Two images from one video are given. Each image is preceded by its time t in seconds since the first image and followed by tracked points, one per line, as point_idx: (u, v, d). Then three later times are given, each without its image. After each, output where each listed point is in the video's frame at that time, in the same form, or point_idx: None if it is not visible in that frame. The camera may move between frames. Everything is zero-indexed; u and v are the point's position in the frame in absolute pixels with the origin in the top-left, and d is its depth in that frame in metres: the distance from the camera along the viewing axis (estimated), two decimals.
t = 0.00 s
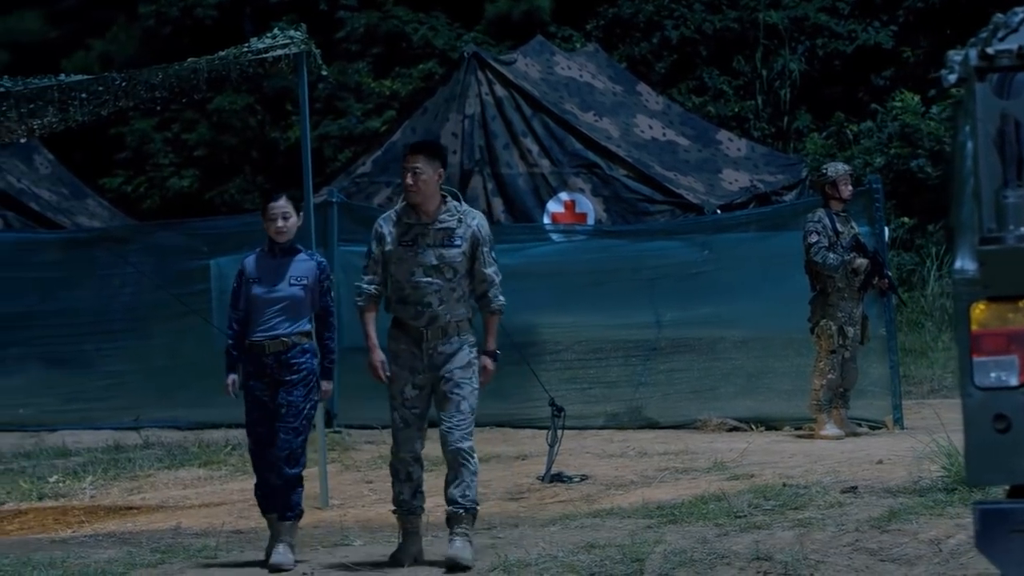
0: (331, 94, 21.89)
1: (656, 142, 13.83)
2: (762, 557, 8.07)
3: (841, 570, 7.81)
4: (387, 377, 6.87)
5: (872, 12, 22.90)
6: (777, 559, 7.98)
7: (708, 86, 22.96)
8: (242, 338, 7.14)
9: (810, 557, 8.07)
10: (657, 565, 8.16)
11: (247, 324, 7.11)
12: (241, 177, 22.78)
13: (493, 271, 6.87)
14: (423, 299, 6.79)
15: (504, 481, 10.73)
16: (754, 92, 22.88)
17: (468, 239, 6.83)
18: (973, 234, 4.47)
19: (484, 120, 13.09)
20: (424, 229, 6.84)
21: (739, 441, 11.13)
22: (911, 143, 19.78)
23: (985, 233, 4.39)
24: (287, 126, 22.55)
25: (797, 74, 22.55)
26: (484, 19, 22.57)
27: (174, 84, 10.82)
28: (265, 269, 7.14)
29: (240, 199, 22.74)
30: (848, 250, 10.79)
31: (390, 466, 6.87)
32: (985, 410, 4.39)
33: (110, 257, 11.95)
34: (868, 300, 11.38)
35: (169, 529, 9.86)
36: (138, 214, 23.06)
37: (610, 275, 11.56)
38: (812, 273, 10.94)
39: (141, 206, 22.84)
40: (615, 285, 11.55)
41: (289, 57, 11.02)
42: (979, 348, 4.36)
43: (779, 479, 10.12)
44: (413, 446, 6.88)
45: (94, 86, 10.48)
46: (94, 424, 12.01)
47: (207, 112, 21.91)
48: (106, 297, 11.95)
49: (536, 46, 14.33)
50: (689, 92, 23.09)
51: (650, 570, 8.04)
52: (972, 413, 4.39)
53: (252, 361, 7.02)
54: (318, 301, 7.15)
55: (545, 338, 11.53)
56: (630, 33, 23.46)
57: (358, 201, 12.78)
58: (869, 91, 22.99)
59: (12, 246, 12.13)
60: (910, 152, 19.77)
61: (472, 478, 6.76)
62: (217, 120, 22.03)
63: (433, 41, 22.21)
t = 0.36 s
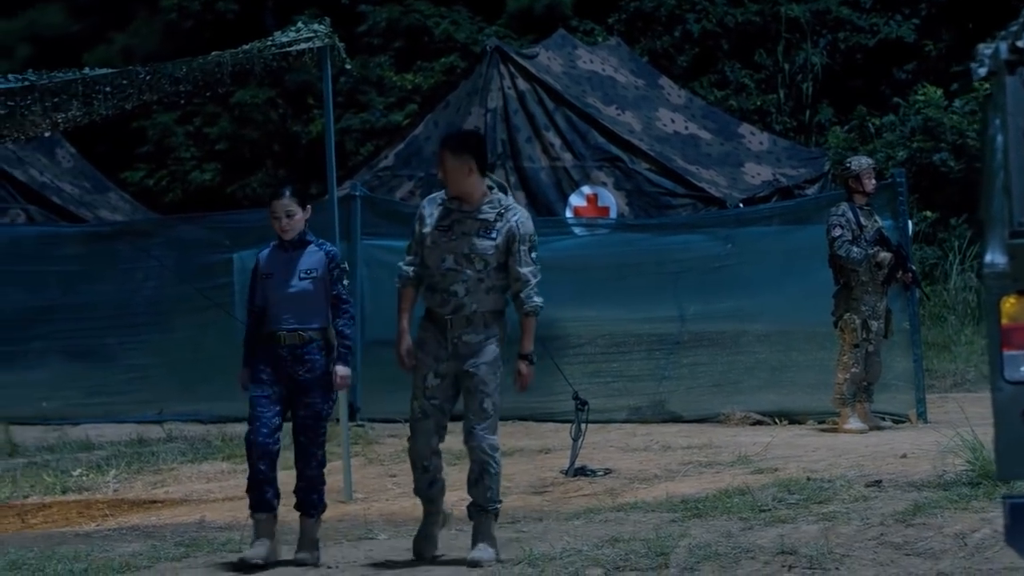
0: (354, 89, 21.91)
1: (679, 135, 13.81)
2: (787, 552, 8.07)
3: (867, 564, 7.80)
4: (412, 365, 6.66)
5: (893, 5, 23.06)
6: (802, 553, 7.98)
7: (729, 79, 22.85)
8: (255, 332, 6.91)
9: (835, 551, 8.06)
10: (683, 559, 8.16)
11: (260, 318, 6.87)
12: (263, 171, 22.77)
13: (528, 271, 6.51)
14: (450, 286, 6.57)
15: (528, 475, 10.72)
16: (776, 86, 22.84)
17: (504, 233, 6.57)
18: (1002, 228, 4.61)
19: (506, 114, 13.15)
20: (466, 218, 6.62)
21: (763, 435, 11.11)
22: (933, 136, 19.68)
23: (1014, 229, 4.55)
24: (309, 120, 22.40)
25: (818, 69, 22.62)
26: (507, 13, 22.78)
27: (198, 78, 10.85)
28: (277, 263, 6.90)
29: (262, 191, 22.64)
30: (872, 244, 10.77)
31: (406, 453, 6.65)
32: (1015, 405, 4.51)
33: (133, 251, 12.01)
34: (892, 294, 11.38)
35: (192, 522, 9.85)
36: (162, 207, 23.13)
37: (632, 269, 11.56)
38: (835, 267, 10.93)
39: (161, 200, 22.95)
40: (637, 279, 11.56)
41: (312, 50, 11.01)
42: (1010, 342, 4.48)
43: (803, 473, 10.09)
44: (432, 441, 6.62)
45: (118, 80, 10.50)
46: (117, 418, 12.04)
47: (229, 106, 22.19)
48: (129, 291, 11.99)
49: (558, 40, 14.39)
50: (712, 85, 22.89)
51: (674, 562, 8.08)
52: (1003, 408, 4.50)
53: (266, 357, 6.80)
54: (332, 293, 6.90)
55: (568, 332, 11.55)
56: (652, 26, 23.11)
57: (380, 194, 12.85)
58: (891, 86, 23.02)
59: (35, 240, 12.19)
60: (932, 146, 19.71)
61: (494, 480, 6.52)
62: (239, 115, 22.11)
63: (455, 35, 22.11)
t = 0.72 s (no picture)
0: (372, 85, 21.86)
1: (697, 132, 13.85)
2: (808, 549, 8.06)
3: (888, 561, 7.78)
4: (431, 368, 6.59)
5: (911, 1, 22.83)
6: (823, 550, 7.97)
7: (747, 77, 22.89)
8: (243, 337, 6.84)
9: (855, 548, 8.04)
10: (703, 556, 8.14)
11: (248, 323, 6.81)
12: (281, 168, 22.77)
13: (531, 264, 6.29)
14: (464, 287, 6.47)
15: (548, 472, 10.72)
16: (793, 83, 22.82)
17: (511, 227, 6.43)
18: None
19: (525, 111, 13.10)
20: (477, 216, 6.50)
21: (782, 432, 11.10)
22: (952, 133, 19.84)
23: None
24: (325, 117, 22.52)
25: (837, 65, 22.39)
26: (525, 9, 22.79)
27: (218, 74, 10.86)
28: (266, 266, 6.84)
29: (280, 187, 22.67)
30: (892, 241, 10.74)
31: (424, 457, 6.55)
32: None
33: (152, 246, 11.98)
34: (912, 291, 11.38)
35: (213, 519, 9.86)
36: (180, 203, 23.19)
37: (651, 266, 11.56)
38: (855, 263, 10.91)
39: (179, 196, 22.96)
40: (656, 276, 11.55)
41: (332, 46, 11.01)
42: None
43: (823, 470, 10.07)
44: (446, 437, 6.48)
45: (138, 76, 10.50)
46: (136, 414, 12.09)
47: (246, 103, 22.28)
48: (147, 287, 11.99)
49: (577, 36, 14.39)
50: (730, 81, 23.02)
51: (696, 558, 8.10)
52: None
53: (254, 362, 6.73)
54: (321, 299, 6.86)
55: (587, 329, 11.57)
56: (670, 22, 23.32)
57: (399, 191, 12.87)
58: (909, 82, 23.06)
59: (53, 237, 12.19)
60: (951, 142, 19.77)
61: (522, 477, 6.57)
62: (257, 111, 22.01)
63: (473, 31, 22.16)
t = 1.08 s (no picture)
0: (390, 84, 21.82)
1: (716, 131, 13.86)
2: (829, 548, 8.05)
3: (908, 560, 7.78)
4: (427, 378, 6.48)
5: None
6: (844, 549, 7.96)
7: (766, 75, 22.84)
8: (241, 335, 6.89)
9: (876, 547, 8.03)
10: (723, 554, 8.11)
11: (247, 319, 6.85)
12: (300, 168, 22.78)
13: (530, 257, 6.32)
14: (461, 292, 6.36)
15: (567, 471, 10.71)
16: (812, 81, 22.88)
17: (502, 222, 6.37)
18: None
19: (543, 109, 13.21)
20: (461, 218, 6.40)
21: (802, 431, 11.09)
22: (971, 132, 19.76)
23: None
24: (345, 116, 22.12)
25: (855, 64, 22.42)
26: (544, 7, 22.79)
27: (237, 73, 10.87)
28: (265, 261, 6.88)
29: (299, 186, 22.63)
30: (911, 240, 10.72)
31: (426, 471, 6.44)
32: None
33: (171, 245, 11.98)
34: (931, 290, 11.37)
35: (233, 518, 9.86)
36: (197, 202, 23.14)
37: (670, 265, 11.58)
38: (874, 263, 10.89)
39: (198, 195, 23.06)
40: (675, 275, 11.56)
41: (352, 45, 11.00)
42: None
43: (843, 469, 10.05)
44: (449, 451, 6.39)
45: (158, 75, 10.52)
46: (156, 413, 12.17)
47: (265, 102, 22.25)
48: (165, 286, 12.00)
49: (596, 35, 14.40)
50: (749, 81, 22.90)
51: (717, 557, 8.10)
52: None
53: (249, 359, 6.78)
54: (320, 296, 6.85)
55: (606, 329, 11.62)
56: (688, 21, 23.12)
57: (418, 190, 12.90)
58: (927, 80, 23.03)
59: (72, 236, 12.22)
60: (969, 141, 19.74)
61: (528, 480, 6.53)
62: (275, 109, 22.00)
63: (492, 30, 22.00)
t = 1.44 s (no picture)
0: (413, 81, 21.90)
1: (738, 128, 13.85)
2: (852, 544, 8.04)
3: (933, 557, 7.76)
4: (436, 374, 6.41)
5: None
6: (867, 546, 7.95)
7: (789, 72, 22.70)
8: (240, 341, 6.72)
9: (900, 544, 8.02)
10: (746, 552, 8.14)
11: (248, 325, 6.69)
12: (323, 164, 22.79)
13: (547, 258, 6.37)
14: (474, 288, 6.32)
15: (591, 468, 10.70)
16: (835, 78, 22.83)
17: (521, 222, 6.35)
18: None
19: (565, 106, 13.26)
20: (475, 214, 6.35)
21: (825, 428, 11.07)
22: (993, 128, 19.75)
23: None
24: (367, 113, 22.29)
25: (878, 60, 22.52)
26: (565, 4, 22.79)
27: (260, 70, 10.86)
28: (269, 266, 6.73)
29: (321, 182, 22.54)
30: (934, 236, 10.69)
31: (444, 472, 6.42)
32: None
33: (193, 241, 12.03)
34: (954, 287, 11.36)
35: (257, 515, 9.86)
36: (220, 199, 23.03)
37: (692, 262, 11.59)
38: (897, 260, 10.86)
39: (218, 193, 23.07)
40: (698, 273, 11.58)
41: (375, 42, 10.98)
42: None
43: (866, 466, 10.01)
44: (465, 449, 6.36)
45: (181, 73, 10.53)
46: (178, 409, 12.25)
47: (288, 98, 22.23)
48: (187, 282, 12.04)
49: (618, 32, 14.42)
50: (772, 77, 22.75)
51: (741, 554, 8.08)
52: None
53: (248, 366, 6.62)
54: (324, 304, 6.72)
55: (629, 325, 11.63)
56: (710, 18, 23.05)
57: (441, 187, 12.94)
58: (948, 78, 22.98)
59: (95, 233, 12.27)
60: (992, 138, 19.74)
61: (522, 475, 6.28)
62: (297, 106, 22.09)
63: (513, 26, 21.98)
